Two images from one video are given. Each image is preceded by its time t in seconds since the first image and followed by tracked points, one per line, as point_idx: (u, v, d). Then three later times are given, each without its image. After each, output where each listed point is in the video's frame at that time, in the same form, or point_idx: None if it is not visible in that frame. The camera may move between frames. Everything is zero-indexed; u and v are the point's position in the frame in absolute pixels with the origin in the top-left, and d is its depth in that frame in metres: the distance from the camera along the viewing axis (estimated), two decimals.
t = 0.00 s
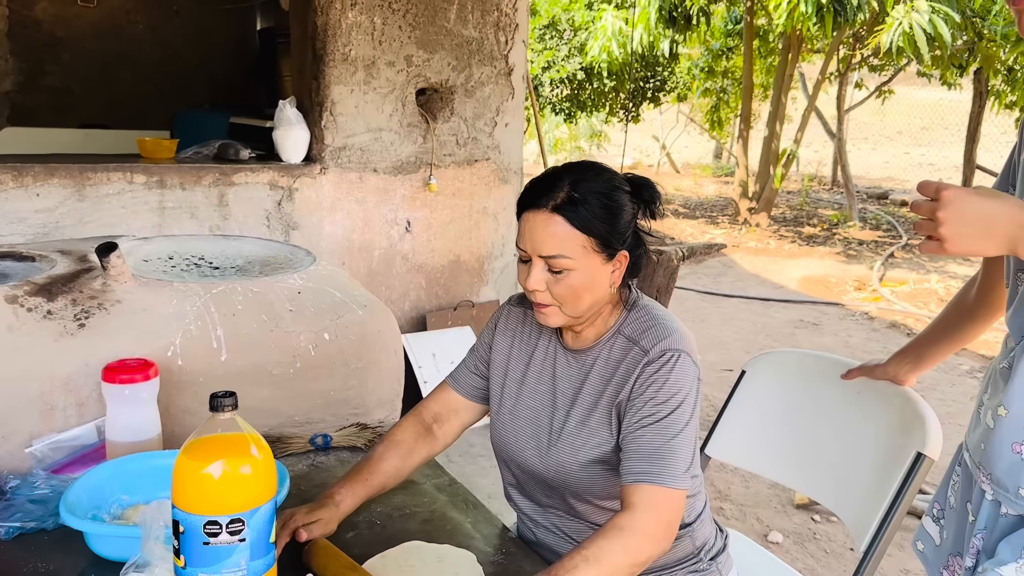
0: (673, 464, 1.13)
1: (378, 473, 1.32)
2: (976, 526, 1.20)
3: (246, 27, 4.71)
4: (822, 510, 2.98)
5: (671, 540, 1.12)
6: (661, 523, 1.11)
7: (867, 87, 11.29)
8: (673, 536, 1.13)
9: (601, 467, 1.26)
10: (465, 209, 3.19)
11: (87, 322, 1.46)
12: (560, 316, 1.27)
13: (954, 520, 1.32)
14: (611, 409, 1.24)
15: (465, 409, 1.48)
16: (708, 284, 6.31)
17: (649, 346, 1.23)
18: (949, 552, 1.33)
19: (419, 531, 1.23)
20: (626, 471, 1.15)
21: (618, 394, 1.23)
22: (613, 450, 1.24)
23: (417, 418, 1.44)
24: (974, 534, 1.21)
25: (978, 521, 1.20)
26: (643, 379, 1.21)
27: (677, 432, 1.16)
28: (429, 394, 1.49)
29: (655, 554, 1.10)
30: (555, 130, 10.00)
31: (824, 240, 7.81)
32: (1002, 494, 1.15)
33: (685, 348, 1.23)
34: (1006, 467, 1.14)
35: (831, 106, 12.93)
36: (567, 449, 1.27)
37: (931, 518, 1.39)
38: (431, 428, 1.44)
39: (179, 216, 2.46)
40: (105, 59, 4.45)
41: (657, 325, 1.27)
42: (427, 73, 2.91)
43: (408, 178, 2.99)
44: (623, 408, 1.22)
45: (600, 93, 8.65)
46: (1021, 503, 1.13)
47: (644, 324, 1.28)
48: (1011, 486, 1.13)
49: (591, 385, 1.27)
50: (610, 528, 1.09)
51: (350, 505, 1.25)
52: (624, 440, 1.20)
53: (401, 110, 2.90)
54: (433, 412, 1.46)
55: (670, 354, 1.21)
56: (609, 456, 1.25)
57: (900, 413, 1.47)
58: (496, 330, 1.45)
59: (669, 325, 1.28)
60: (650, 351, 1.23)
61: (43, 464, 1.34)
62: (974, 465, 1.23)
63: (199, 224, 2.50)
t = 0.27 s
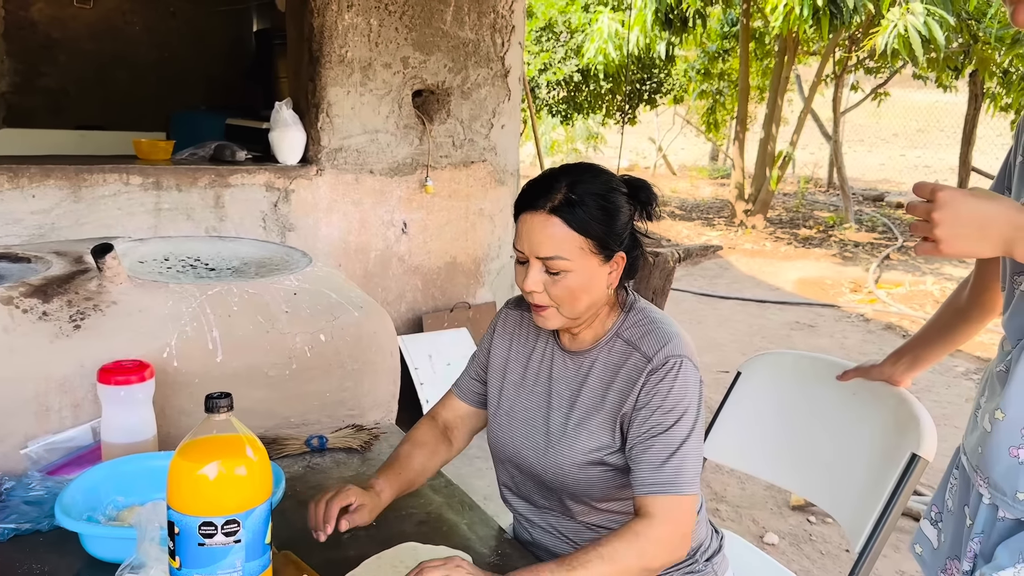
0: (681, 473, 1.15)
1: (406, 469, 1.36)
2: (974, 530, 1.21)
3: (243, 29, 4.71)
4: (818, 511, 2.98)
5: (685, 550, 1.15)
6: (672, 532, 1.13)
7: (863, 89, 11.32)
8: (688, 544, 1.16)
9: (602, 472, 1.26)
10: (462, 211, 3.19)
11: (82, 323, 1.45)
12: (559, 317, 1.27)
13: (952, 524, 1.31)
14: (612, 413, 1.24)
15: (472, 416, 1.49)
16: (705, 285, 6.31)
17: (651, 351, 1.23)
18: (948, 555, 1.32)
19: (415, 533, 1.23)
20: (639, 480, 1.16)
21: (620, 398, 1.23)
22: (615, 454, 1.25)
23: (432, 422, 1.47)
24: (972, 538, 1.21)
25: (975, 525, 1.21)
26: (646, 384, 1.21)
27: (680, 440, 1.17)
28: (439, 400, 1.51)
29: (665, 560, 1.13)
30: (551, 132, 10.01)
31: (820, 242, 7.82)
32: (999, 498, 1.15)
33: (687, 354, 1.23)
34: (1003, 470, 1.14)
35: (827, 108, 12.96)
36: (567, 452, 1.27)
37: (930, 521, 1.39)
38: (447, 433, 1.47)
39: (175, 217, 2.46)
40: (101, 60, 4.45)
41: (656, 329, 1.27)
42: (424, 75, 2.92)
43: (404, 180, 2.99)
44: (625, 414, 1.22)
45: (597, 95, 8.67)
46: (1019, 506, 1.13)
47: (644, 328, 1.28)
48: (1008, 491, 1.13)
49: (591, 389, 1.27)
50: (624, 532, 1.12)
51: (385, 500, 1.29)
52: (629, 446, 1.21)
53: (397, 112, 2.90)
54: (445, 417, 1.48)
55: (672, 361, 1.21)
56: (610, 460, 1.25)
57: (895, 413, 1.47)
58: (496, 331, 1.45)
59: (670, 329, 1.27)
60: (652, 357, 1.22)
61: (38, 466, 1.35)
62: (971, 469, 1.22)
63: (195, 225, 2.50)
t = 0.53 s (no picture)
0: (671, 469, 1.14)
1: (417, 481, 1.32)
2: (975, 535, 1.19)
3: (241, 30, 4.71)
4: (816, 513, 2.98)
5: (667, 547, 1.14)
6: (657, 528, 1.13)
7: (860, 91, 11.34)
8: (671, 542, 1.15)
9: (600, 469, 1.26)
10: (459, 212, 3.19)
11: (79, 324, 1.45)
12: (562, 313, 1.27)
13: (952, 528, 1.31)
14: (610, 410, 1.24)
15: (481, 418, 1.48)
16: (702, 287, 6.32)
17: (652, 350, 1.23)
18: (947, 560, 1.32)
19: (412, 535, 1.23)
20: (628, 474, 1.16)
21: (619, 396, 1.24)
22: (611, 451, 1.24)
23: (441, 431, 1.45)
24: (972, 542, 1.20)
25: (976, 530, 1.19)
26: (645, 382, 1.21)
27: (674, 438, 1.16)
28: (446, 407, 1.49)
29: (647, 556, 1.12)
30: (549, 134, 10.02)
31: (818, 244, 7.83)
32: (1002, 503, 1.14)
33: (688, 354, 1.23)
34: (1006, 475, 1.14)
35: (824, 110, 12.97)
36: (567, 449, 1.27)
37: (929, 524, 1.38)
38: (457, 441, 1.45)
39: (172, 218, 2.45)
40: (99, 62, 4.45)
41: (658, 329, 1.27)
42: (422, 77, 2.92)
43: (402, 181, 2.99)
44: (623, 410, 1.23)
45: (595, 97, 8.68)
46: (1021, 512, 1.12)
47: (647, 328, 1.28)
48: (1011, 495, 1.13)
49: (592, 386, 1.27)
50: (610, 527, 1.11)
51: (397, 515, 1.24)
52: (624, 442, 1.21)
53: (395, 113, 2.90)
54: (454, 425, 1.46)
55: (672, 360, 1.21)
56: (606, 457, 1.25)
57: (893, 414, 1.47)
58: (499, 330, 1.45)
59: (672, 330, 1.28)
60: (653, 356, 1.22)
61: (35, 467, 1.35)
62: (972, 473, 1.22)
63: (192, 226, 2.49)
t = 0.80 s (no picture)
0: (658, 466, 1.14)
1: (403, 477, 1.33)
2: (980, 543, 1.19)
3: (240, 32, 4.71)
4: (815, 515, 2.99)
5: (647, 543, 1.14)
6: (640, 523, 1.12)
7: (859, 93, 11.36)
8: (650, 539, 1.14)
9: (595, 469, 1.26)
10: (459, 214, 3.19)
11: (79, 326, 1.45)
12: (562, 312, 1.27)
13: (956, 534, 1.31)
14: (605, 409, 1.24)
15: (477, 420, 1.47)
16: (701, 288, 6.32)
17: (649, 350, 1.24)
18: (952, 566, 1.31)
19: (411, 537, 1.23)
20: (614, 469, 1.16)
21: (614, 395, 1.24)
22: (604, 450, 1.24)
23: (432, 431, 1.44)
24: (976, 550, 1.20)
25: (980, 539, 1.19)
26: (641, 380, 1.21)
27: (665, 436, 1.16)
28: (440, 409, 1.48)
29: (627, 551, 1.12)
30: (548, 136, 10.03)
31: (817, 245, 7.84)
32: (1006, 512, 1.14)
33: (685, 355, 1.23)
34: (1010, 483, 1.14)
35: (823, 112, 12.98)
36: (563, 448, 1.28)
37: (932, 529, 1.39)
38: (448, 440, 1.44)
39: (171, 220, 2.46)
40: (97, 63, 4.45)
41: (656, 330, 1.27)
42: (421, 78, 2.92)
43: (401, 183, 2.99)
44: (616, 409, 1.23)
45: (594, 98, 8.69)
46: None
47: (645, 329, 1.28)
48: (1016, 504, 1.13)
49: (589, 386, 1.28)
50: (589, 521, 1.11)
51: (380, 508, 1.24)
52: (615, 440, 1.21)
53: (394, 115, 2.90)
54: (447, 425, 1.45)
55: (669, 360, 1.21)
56: (599, 457, 1.25)
57: (892, 416, 1.47)
58: (497, 331, 1.45)
59: (671, 331, 1.28)
60: (650, 355, 1.23)
61: (34, 469, 1.35)
62: (977, 480, 1.22)
63: (191, 228, 2.50)
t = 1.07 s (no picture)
0: (640, 465, 1.14)
1: (400, 474, 1.34)
2: (987, 548, 1.19)
3: (242, 34, 4.70)
4: (816, 516, 2.99)
5: (627, 542, 1.13)
6: (619, 522, 1.12)
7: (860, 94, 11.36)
8: (628, 539, 1.14)
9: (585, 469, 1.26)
10: (459, 215, 3.19)
11: (80, 327, 1.45)
12: (558, 313, 1.27)
13: (963, 538, 1.30)
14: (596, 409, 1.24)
15: (477, 420, 1.47)
16: (702, 289, 6.32)
17: (642, 351, 1.24)
18: (958, 569, 1.31)
19: (413, 538, 1.23)
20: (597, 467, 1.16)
21: (604, 395, 1.24)
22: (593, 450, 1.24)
23: (432, 429, 1.44)
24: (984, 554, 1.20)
25: (989, 543, 1.19)
26: (630, 380, 1.21)
27: (650, 436, 1.16)
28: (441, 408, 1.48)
29: (604, 550, 1.11)
30: (549, 137, 10.03)
31: (817, 246, 7.84)
32: (1015, 517, 1.14)
33: (677, 357, 1.23)
34: (1018, 488, 1.14)
35: (824, 113, 12.99)
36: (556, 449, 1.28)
37: (941, 533, 1.39)
38: (448, 438, 1.44)
39: (173, 221, 2.46)
40: (98, 65, 4.45)
41: (652, 332, 1.27)
42: (422, 80, 2.92)
43: (402, 184, 2.99)
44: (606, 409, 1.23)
45: (594, 99, 8.69)
46: None
47: (641, 330, 1.28)
48: None
49: (583, 387, 1.28)
50: (567, 520, 1.11)
51: (374, 500, 1.26)
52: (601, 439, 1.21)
53: (395, 116, 2.90)
54: (448, 425, 1.45)
55: (660, 361, 1.21)
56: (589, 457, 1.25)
57: (894, 417, 1.47)
58: (497, 332, 1.45)
59: (666, 333, 1.28)
60: (642, 356, 1.23)
61: (35, 470, 1.34)
62: (984, 485, 1.22)
63: (192, 229, 2.50)
